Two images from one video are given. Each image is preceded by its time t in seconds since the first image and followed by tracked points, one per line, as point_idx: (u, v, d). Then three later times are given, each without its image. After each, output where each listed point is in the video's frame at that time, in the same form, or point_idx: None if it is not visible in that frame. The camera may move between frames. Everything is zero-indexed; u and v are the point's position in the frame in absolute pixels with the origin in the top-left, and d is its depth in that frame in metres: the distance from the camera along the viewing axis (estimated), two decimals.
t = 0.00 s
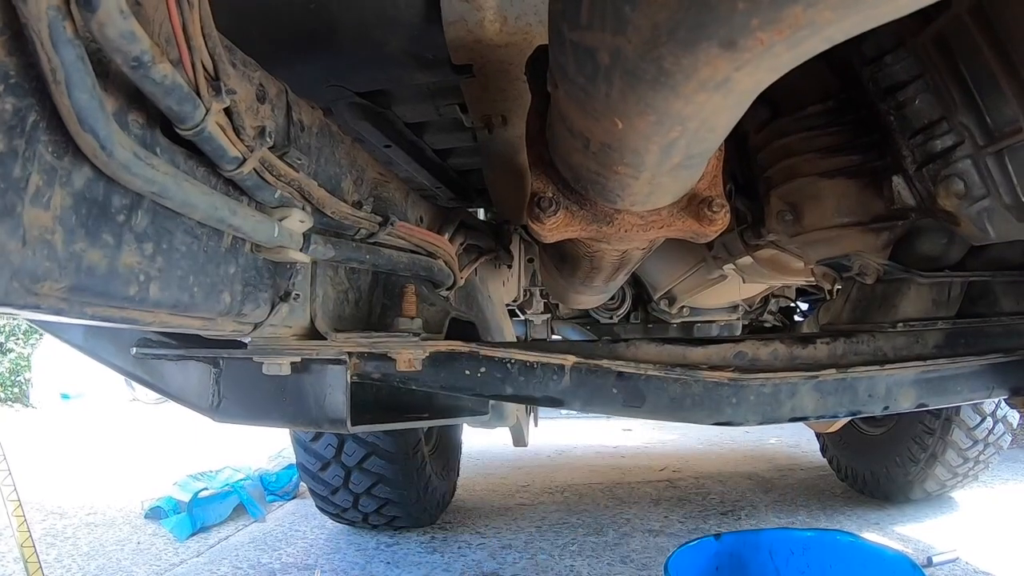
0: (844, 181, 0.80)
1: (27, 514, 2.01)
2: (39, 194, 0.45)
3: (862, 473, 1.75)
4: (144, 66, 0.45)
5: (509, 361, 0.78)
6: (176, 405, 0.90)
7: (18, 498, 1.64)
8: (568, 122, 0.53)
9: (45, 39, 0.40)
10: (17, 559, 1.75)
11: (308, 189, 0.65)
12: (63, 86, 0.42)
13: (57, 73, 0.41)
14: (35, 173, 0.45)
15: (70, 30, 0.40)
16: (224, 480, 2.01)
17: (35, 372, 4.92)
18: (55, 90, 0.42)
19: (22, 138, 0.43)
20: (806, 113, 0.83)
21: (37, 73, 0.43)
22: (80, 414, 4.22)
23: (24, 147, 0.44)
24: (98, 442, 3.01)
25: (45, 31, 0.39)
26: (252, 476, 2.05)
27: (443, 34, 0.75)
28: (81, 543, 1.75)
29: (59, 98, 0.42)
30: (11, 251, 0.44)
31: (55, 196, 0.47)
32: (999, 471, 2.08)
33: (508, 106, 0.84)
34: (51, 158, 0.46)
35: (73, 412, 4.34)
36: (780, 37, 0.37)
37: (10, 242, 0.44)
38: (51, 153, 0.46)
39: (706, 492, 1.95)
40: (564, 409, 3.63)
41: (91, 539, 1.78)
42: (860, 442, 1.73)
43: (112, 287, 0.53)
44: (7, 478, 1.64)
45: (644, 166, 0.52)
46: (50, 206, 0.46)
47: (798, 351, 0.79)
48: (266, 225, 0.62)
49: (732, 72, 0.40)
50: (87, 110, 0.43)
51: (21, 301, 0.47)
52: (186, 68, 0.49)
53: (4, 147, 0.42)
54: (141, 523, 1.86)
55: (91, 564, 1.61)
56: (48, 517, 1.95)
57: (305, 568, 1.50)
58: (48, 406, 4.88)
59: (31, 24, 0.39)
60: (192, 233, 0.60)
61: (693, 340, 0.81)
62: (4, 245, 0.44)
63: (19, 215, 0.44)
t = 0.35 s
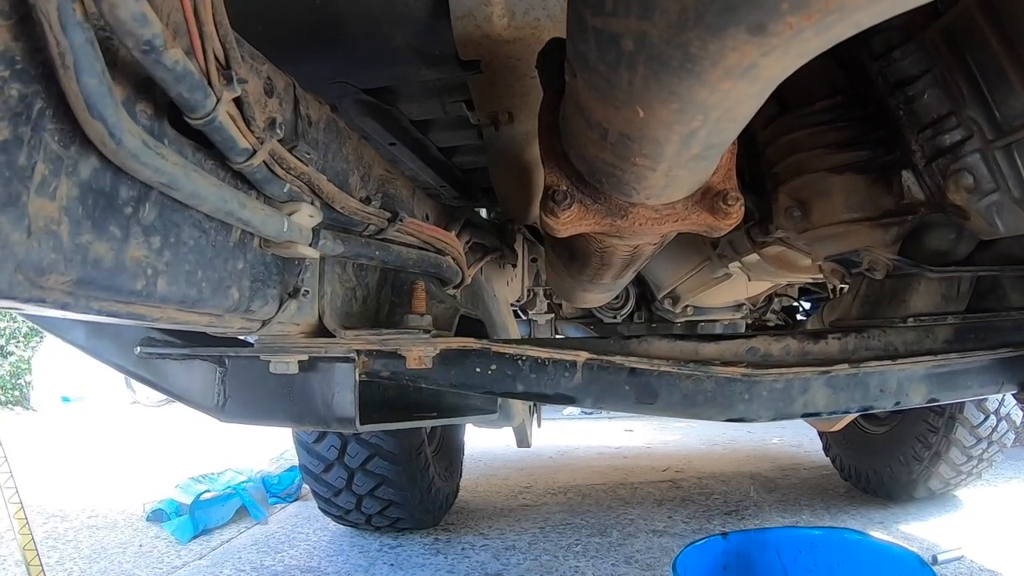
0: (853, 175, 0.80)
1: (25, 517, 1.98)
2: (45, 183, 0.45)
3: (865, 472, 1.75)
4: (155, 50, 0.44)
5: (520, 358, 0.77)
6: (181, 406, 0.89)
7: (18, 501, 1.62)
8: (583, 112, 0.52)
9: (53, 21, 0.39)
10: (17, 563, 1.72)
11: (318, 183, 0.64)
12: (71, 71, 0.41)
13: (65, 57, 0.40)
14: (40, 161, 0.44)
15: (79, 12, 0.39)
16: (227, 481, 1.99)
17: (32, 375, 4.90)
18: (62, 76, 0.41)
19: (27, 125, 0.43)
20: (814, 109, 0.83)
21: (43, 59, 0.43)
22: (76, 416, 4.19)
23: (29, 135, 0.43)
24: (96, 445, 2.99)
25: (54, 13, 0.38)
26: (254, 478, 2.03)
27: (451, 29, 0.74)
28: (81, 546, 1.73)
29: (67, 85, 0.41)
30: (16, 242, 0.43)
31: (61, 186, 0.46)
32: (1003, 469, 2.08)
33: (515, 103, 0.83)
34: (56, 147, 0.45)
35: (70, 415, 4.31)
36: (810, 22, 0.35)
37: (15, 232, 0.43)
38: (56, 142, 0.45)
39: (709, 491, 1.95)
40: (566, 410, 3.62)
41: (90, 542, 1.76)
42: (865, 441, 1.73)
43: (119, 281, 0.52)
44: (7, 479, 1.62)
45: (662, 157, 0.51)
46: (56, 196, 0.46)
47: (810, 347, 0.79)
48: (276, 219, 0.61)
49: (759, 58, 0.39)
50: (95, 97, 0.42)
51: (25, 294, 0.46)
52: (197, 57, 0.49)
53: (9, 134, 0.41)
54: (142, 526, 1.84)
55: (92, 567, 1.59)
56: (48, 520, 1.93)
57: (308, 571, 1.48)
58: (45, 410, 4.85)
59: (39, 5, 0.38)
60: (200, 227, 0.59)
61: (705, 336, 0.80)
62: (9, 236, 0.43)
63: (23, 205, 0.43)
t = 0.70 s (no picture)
0: (851, 164, 0.80)
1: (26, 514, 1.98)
2: (48, 157, 0.45)
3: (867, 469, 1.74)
4: (158, 26, 0.44)
5: (520, 343, 0.77)
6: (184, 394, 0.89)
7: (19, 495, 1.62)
8: (581, 91, 0.52)
9: None
10: (18, 559, 1.72)
11: (318, 167, 0.65)
12: (76, 45, 0.41)
13: (71, 32, 0.41)
14: (44, 136, 0.44)
15: None
16: (228, 479, 1.99)
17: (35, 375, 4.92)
18: (68, 50, 0.42)
19: (32, 100, 0.43)
20: (811, 99, 0.84)
21: (49, 37, 0.43)
22: (77, 416, 4.18)
23: (34, 109, 0.43)
24: (97, 443, 2.99)
25: None
26: (254, 475, 2.04)
27: (450, 19, 0.75)
28: (82, 542, 1.73)
29: (72, 59, 0.42)
30: (19, 215, 0.44)
31: (64, 160, 0.46)
32: (1004, 466, 2.08)
33: (514, 94, 0.84)
34: (60, 123, 0.45)
35: (69, 414, 4.30)
36: None
37: (18, 204, 0.43)
38: (60, 118, 0.45)
39: (710, 488, 1.95)
40: (566, 409, 3.62)
41: (92, 538, 1.76)
42: (867, 438, 1.72)
43: (121, 258, 0.52)
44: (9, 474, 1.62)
45: (659, 136, 0.52)
46: (59, 170, 0.46)
47: (809, 332, 0.79)
48: (276, 201, 0.61)
49: (750, 29, 0.39)
50: (100, 72, 0.43)
51: (27, 267, 0.46)
52: (201, 36, 0.49)
53: (14, 108, 0.42)
54: (144, 523, 1.83)
55: (91, 564, 1.59)
56: (50, 517, 1.93)
57: (308, 567, 1.48)
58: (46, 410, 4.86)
59: None
60: (201, 207, 0.59)
61: (704, 322, 0.80)
62: (12, 208, 0.43)
63: (27, 177, 0.44)
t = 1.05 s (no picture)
0: (855, 184, 0.81)
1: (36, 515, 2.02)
2: (77, 202, 0.46)
3: (868, 473, 1.77)
4: (186, 75, 0.45)
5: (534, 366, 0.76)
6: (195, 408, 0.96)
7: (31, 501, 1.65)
8: (595, 130, 0.54)
9: (87, 48, 0.40)
10: (28, 562, 1.75)
11: (334, 194, 0.66)
12: (104, 95, 0.42)
13: (99, 82, 0.42)
14: (72, 181, 0.45)
15: (112, 38, 0.41)
16: (233, 482, 2.02)
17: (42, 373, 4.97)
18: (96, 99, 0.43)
19: (60, 146, 0.44)
20: (817, 118, 0.84)
21: (73, 80, 0.44)
22: (83, 416, 4.20)
23: (63, 155, 0.44)
24: (104, 444, 3.02)
25: (88, 40, 0.40)
26: (260, 479, 2.06)
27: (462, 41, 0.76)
28: (91, 546, 1.76)
29: (100, 108, 0.43)
30: (50, 259, 0.45)
31: (93, 204, 0.47)
32: (1005, 470, 2.10)
33: (524, 112, 0.85)
34: (88, 167, 0.46)
35: (77, 415, 4.33)
36: (809, 59, 0.39)
37: (49, 250, 0.45)
38: (88, 162, 0.46)
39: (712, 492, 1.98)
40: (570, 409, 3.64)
41: (102, 541, 1.78)
42: (868, 442, 1.73)
43: (147, 294, 0.54)
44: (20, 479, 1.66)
45: (670, 175, 0.53)
46: (88, 213, 0.47)
47: (812, 352, 0.81)
48: (294, 233, 0.64)
49: (762, 89, 0.42)
50: (128, 119, 0.44)
51: (58, 309, 0.48)
52: (225, 76, 0.51)
53: (43, 155, 0.43)
54: (151, 525, 1.86)
55: (101, 567, 1.62)
56: (58, 520, 1.96)
57: (316, 570, 1.51)
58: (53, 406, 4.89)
59: (75, 34, 0.40)
60: (222, 239, 0.61)
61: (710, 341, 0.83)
62: (44, 254, 0.44)
63: (58, 223, 0.45)
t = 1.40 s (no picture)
0: (862, 184, 0.81)
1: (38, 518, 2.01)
2: (89, 198, 0.46)
3: (873, 475, 1.77)
4: (201, 72, 0.45)
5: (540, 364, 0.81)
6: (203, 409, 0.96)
7: (34, 502, 1.65)
8: (606, 127, 0.54)
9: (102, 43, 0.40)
10: (30, 564, 1.74)
11: (344, 194, 0.66)
12: (119, 90, 0.42)
13: (113, 78, 0.42)
14: (85, 177, 0.45)
15: (127, 34, 0.41)
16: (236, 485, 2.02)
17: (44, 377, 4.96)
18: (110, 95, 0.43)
19: (73, 141, 0.44)
20: (823, 119, 0.84)
21: (87, 77, 0.44)
22: (85, 420, 4.20)
23: (75, 150, 0.44)
24: (106, 447, 3.02)
25: (102, 35, 0.40)
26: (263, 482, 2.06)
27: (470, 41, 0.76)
28: (93, 548, 1.75)
29: (115, 103, 0.43)
30: (62, 255, 0.45)
31: (104, 200, 0.47)
32: (1009, 472, 2.10)
33: (532, 112, 0.85)
34: (100, 163, 0.46)
35: (79, 419, 4.33)
36: (825, 56, 0.39)
37: (62, 245, 0.45)
38: (100, 158, 0.46)
39: (716, 494, 1.98)
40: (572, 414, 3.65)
41: (104, 543, 1.78)
42: (871, 443, 1.75)
43: (158, 291, 0.54)
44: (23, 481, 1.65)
45: (681, 173, 0.53)
46: (100, 210, 0.47)
47: (819, 351, 0.82)
48: (304, 231, 0.64)
49: (777, 87, 0.42)
50: (141, 115, 0.44)
51: (70, 305, 0.48)
52: (238, 74, 0.51)
53: (56, 151, 0.43)
54: (153, 528, 1.85)
55: (104, 569, 1.61)
56: (60, 522, 1.95)
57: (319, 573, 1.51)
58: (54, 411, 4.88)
59: (90, 29, 0.40)
60: (232, 237, 0.61)
61: (719, 341, 0.82)
62: (57, 249, 0.44)
63: (70, 219, 0.45)
